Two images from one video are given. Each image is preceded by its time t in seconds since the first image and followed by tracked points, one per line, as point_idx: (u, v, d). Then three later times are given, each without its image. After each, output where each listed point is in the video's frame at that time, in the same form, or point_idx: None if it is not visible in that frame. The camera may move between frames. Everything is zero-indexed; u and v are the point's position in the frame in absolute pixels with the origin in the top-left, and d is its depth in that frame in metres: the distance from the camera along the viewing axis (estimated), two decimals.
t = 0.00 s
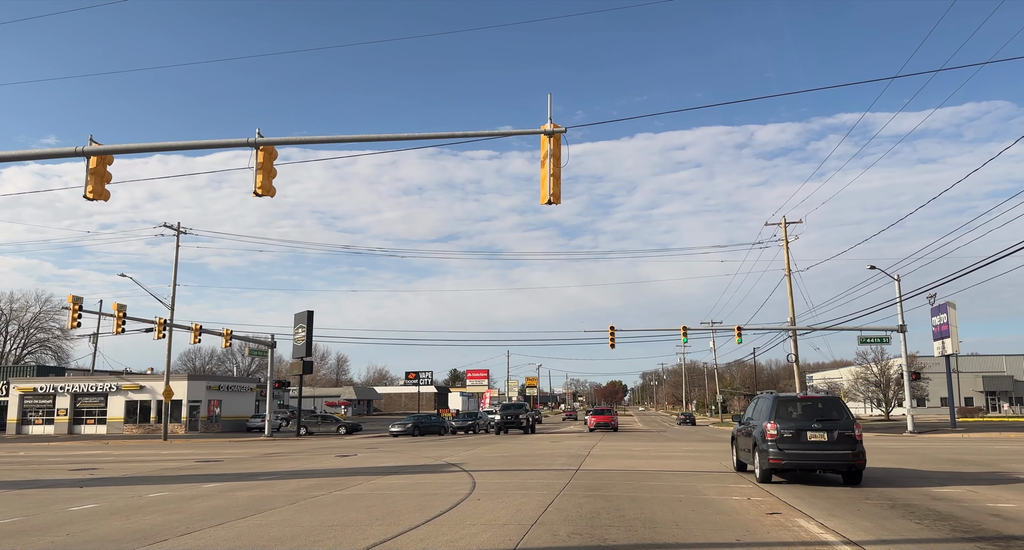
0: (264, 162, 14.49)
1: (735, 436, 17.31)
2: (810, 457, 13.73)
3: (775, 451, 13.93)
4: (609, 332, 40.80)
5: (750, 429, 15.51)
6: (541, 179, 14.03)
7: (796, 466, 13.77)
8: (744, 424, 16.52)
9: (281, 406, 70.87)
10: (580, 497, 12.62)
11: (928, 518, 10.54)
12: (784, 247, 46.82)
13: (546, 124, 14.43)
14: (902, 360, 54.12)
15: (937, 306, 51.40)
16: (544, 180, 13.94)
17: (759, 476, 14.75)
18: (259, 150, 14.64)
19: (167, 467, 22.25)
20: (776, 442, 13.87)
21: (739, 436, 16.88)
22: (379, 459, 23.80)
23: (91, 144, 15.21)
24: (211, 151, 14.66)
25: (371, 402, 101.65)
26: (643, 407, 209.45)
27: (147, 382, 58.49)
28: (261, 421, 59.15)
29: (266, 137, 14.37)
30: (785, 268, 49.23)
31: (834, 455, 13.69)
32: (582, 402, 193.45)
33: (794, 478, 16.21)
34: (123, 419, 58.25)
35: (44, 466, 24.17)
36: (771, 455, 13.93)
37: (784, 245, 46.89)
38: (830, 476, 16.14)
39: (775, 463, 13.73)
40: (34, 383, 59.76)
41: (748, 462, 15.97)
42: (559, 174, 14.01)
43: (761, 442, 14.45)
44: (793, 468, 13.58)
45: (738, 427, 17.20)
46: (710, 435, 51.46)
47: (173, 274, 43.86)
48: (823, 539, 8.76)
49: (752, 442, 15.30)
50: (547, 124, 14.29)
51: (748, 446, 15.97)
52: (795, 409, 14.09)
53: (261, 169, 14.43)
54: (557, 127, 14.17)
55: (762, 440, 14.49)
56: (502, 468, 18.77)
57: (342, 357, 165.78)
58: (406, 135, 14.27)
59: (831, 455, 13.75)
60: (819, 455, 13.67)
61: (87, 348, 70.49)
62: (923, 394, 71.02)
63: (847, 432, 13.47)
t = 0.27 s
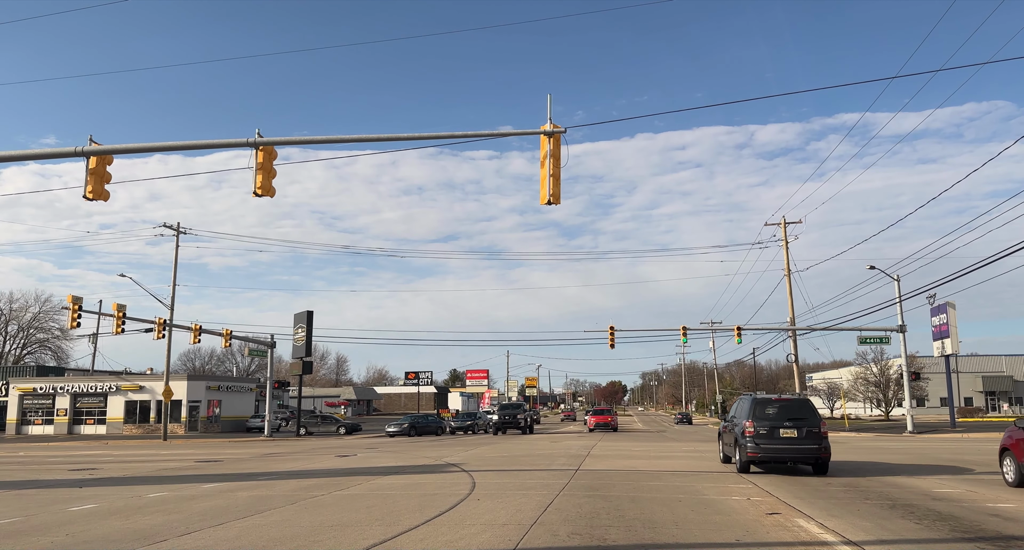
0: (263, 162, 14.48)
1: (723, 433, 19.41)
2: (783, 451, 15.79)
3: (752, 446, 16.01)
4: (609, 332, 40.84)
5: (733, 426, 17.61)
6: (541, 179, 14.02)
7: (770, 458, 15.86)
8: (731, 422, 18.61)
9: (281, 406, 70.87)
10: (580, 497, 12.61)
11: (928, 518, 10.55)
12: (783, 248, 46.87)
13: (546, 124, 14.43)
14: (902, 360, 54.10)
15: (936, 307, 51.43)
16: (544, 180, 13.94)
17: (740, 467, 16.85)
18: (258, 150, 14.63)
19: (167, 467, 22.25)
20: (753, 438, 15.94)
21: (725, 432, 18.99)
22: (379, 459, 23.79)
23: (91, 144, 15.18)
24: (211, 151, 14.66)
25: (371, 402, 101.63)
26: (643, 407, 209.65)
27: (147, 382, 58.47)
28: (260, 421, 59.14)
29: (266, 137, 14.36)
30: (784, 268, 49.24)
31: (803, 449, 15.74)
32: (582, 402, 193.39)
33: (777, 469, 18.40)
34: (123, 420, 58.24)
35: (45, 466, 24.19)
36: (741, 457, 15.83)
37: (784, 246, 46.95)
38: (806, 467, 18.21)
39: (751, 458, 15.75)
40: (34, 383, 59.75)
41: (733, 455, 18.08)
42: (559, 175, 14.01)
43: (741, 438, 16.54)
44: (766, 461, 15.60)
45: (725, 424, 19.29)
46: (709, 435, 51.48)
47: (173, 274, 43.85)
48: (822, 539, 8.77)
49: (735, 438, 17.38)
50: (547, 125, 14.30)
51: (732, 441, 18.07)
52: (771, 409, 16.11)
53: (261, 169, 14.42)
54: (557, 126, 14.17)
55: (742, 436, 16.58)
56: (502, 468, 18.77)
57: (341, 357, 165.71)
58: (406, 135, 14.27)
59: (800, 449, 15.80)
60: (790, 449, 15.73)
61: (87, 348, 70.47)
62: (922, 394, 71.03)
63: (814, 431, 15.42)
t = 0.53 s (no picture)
0: (263, 162, 14.48)
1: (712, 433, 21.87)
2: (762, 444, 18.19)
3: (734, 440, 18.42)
4: (609, 332, 40.89)
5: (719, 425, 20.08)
6: (541, 179, 14.02)
7: (749, 450, 18.27)
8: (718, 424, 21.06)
9: (281, 407, 70.87)
10: (579, 498, 12.61)
11: (928, 518, 10.54)
12: (784, 248, 46.93)
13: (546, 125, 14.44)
14: (902, 360, 54.11)
15: (936, 307, 51.47)
16: (544, 180, 13.95)
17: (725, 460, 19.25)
18: (258, 150, 14.62)
19: (167, 468, 22.27)
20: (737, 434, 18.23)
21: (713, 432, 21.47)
22: (379, 459, 23.80)
23: (91, 144, 15.18)
24: (211, 151, 14.67)
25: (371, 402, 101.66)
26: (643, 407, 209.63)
27: (147, 382, 58.48)
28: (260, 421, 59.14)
29: (266, 137, 14.36)
30: (784, 268, 49.23)
31: (777, 442, 18.21)
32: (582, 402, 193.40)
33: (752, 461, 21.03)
34: (122, 420, 58.23)
35: (45, 467, 24.20)
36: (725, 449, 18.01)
37: (784, 246, 47.00)
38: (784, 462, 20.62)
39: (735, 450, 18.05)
40: (34, 383, 59.74)
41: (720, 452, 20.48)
42: (559, 175, 14.01)
43: (725, 433, 18.98)
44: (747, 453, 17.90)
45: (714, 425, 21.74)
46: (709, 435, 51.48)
47: (173, 274, 43.82)
48: (822, 539, 8.77)
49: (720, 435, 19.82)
50: (547, 124, 14.30)
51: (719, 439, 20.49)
52: (750, 407, 18.51)
53: (260, 168, 14.43)
54: (557, 127, 14.17)
55: (726, 432, 19.01)
56: (501, 469, 18.77)
57: (341, 357, 165.70)
58: (406, 135, 14.28)
59: (775, 442, 18.20)
60: (767, 441, 18.15)
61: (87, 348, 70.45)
62: (922, 394, 71.06)
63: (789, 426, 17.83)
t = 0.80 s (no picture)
0: (263, 162, 14.48)
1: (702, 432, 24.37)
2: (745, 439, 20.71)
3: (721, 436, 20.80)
4: (609, 331, 40.97)
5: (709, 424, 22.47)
6: (541, 179, 14.03)
7: (734, 445, 20.67)
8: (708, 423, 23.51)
9: (281, 407, 70.87)
10: (579, 497, 12.61)
11: (928, 518, 10.55)
12: (783, 248, 46.98)
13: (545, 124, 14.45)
14: (902, 360, 54.08)
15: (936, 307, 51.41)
16: (543, 180, 13.96)
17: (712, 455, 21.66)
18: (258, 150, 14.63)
19: (168, 468, 22.29)
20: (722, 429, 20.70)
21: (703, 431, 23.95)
22: (379, 459, 23.83)
23: (91, 144, 15.19)
24: (211, 151, 14.67)
25: (371, 402, 101.81)
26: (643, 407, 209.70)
27: (147, 382, 58.47)
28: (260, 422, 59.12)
29: (266, 137, 14.37)
30: (784, 268, 49.16)
31: (759, 438, 20.63)
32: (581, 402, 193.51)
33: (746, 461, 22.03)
34: (122, 420, 58.24)
35: (46, 466, 24.24)
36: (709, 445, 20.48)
37: (784, 247, 47.06)
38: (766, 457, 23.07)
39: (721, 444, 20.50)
40: (34, 383, 59.76)
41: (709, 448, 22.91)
42: (559, 175, 14.02)
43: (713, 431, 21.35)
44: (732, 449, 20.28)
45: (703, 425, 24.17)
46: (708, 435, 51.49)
47: (174, 275, 43.78)
48: (821, 539, 8.76)
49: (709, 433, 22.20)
50: (547, 124, 14.31)
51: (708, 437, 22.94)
52: (735, 407, 20.96)
53: (260, 168, 14.43)
54: (557, 127, 14.18)
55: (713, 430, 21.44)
56: (502, 469, 18.79)
57: (341, 357, 165.78)
58: (406, 135, 14.29)
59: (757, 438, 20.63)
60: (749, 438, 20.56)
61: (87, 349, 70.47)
62: (921, 393, 71.05)
63: (769, 424, 20.39)
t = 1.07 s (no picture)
0: (263, 162, 14.49)
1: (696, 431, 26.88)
2: (731, 436, 23.23)
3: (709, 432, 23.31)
4: (609, 332, 41.01)
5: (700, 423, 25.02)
6: (541, 179, 14.03)
7: (721, 440, 23.19)
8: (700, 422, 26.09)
9: (281, 406, 70.89)
10: (579, 497, 12.61)
11: (928, 518, 10.55)
12: (783, 249, 47.00)
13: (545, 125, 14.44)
14: (902, 360, 54.08)
15: (936, 307, 51.46)
16: (543, 181, 13.96)
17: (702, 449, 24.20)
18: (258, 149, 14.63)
19: (167, 467, 22.31)
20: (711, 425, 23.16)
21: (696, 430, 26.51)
22: (379, 459, 23.83)
23: (91, 144, 15.18)
24: (211, 151, 14.67)
25: (371, 402, 101.88)
26: (643, 407, 209.76)
27: (147, 382, 58.48)
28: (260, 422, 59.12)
29: (266, 137, 14.37)
30: (784, 268, 49.16)
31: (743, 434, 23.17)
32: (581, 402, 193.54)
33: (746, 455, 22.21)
34: (122, 420, 58.24)
35: (46, 466, 24.26)
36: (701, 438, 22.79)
37: (784, 248, 47.08)
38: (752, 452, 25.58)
39: (710, 440, 22.96)
40: (34, 383, 59.76)
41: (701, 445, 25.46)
42: (559, 174, 14.02)
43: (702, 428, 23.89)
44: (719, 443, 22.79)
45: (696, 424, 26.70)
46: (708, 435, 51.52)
47: (174, 275, 43.94)
48: (821, 539, 8.76)
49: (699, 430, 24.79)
50: (547, 125, 14.31)
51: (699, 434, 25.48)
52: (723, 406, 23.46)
53: (260, 168, 14.43)
54: (557, 127, 14.18)
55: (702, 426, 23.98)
56: (503, 468, 18.79)
57: (341, 357, 165.88)
58: (406, 135, 14.28)
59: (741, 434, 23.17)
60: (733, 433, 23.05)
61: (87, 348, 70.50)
62: (921, 393, 71.09)
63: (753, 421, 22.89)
